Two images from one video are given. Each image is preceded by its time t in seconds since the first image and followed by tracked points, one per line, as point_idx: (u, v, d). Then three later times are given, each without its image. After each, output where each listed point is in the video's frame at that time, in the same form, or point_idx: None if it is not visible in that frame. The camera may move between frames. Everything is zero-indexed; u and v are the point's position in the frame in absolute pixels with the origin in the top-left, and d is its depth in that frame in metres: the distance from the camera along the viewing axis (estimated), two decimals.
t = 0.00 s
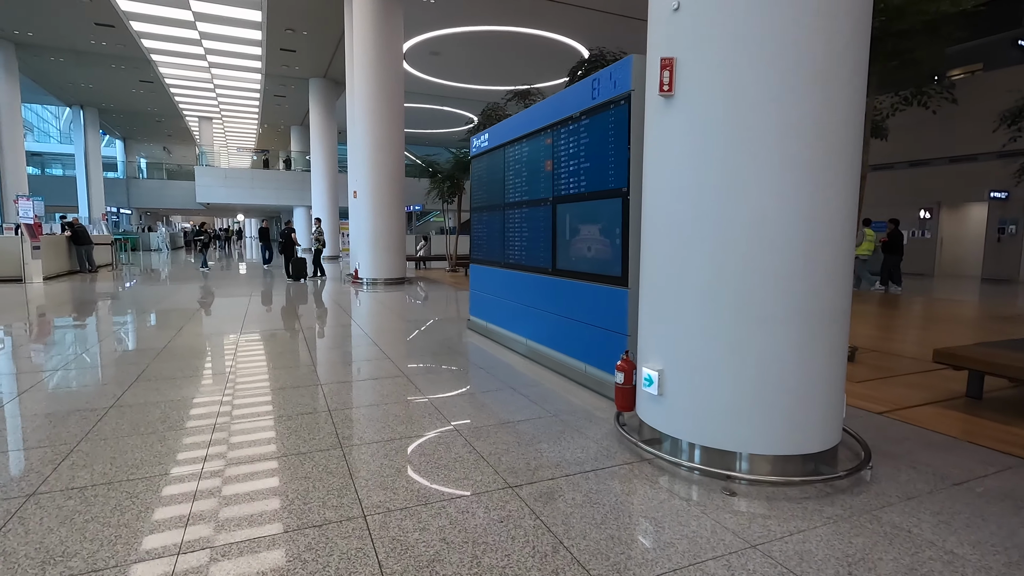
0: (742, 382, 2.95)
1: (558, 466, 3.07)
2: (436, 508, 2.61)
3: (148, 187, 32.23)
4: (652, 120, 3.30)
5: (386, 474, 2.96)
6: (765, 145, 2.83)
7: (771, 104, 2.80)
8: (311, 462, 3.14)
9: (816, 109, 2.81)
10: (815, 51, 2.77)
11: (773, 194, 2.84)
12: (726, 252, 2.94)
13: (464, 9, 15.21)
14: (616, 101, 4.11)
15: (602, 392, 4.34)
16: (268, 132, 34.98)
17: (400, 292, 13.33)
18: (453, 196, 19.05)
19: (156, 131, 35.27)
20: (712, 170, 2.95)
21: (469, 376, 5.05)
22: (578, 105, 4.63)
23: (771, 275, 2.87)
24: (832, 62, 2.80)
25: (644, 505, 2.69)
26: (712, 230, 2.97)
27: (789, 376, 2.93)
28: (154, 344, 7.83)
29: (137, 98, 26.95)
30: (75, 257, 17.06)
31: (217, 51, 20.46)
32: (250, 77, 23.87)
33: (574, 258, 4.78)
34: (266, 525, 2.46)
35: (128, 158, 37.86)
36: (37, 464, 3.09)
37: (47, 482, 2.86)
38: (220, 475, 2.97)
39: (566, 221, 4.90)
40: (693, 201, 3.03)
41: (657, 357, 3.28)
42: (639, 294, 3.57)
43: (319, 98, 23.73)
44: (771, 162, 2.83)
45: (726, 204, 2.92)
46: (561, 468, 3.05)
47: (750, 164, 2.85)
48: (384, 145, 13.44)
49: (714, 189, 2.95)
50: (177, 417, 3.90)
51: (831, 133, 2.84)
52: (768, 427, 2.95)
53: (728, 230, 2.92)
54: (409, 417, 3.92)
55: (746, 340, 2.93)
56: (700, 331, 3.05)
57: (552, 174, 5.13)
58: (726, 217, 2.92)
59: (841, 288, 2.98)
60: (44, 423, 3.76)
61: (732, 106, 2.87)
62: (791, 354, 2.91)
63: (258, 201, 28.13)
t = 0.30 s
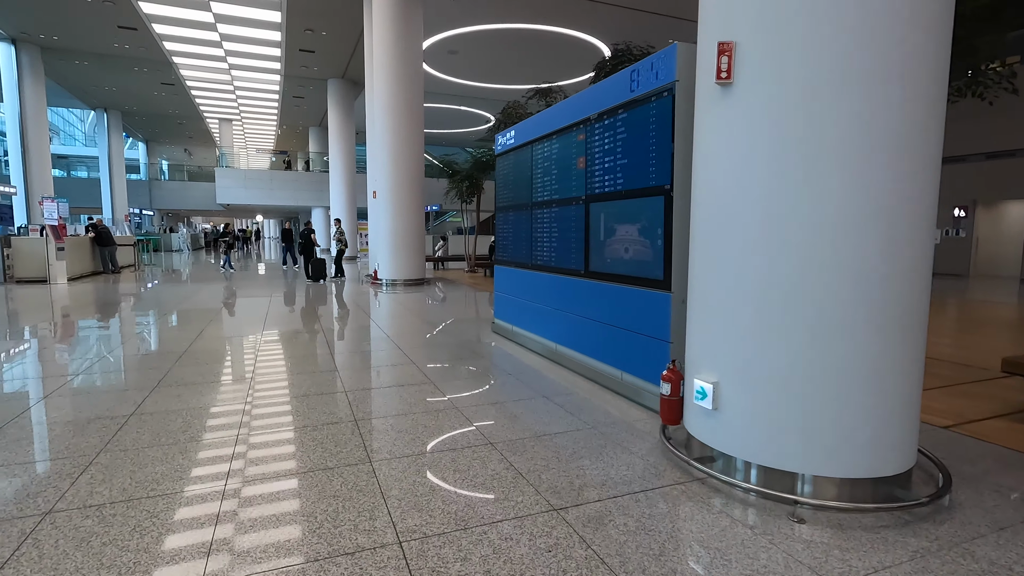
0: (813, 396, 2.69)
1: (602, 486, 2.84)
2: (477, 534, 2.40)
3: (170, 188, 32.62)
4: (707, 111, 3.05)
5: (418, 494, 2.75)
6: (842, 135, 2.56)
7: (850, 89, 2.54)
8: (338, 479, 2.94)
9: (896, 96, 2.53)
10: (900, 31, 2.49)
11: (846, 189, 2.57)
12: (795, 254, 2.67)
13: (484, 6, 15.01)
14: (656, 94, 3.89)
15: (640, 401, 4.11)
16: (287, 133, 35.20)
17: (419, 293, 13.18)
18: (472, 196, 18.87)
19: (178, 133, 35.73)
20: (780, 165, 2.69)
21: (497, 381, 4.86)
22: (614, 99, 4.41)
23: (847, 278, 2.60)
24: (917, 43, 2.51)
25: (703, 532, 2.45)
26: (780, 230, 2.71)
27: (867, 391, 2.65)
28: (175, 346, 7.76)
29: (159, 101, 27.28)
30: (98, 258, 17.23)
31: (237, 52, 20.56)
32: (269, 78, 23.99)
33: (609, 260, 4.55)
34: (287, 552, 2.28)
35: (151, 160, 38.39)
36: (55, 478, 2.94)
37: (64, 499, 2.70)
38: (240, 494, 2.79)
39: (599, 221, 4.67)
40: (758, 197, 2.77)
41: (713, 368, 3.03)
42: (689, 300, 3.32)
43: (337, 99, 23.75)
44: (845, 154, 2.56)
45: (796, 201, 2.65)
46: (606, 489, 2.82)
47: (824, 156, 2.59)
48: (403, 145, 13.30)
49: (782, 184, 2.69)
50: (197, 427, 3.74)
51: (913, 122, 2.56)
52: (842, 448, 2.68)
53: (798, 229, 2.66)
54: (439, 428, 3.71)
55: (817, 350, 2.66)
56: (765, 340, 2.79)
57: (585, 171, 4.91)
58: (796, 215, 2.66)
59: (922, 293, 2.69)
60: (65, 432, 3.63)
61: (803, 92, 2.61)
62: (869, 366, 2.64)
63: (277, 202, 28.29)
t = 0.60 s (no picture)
0: (887, 416, 2.42)
1: (645, 507, 2.63)
2: (516, 564, 2.19)
3: (189, 189, 32.94)
4: (763, 101, 2.81)
5: (449, 516, 2.55)
6: (922, 128, 2.30)
7: (933, 75, 2.27)
8: (362, 497, 2.75)
9: (985, 81, 2.26)
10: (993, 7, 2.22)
11: (925, 185, 2.31)
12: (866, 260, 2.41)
13: (503, 4, 14.84)
14: (698, 85, 3.65)
15: (678, 411, 3.88)
16: (304, 134, 35.38)
17: (437, 294, 13.02)
18: (489, 196, 18.69)
19: (197, 134, 36.07)
20: (850, 159, 2.43)
21: (522, 388, 4.66)
22: (650, 91, 4.17)
23: (927, 286, 2.33)
24: (1012, 20, 2.23)
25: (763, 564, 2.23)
26: (849, 232, 2.45)
27: (947, 411, 2.38)
28: (193, 346, 7.69)
29: (179, 102, 27.53)
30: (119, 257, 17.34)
31: (255, 53, 20.63)
32: (286, 79, 24.08)
33: (643, 262, 4.32)
34: (301, 560, 2.22)
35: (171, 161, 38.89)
36: (66, 493, 2.78)
37: (75, 516, 2.55)
38: (258, 511, 2.61)
39: (632, 221, 4.44)
40: (822, 194, 2.52)
41: (768, 382, 2.78)
42: (739, 307, 3.08)
43: (354, 99, 23.73)
44: (924, 146, 2.31)
45: (869, 200, 2.39)
46: (650, 511, 2.59)
47: (901, 151, 2.33)
48: (421, 144, 13.14)
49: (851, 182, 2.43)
50: (214, 436, 3.58)
51: (1005, 108, 2.28)
52: (917, 475, 2.42)
53: (869, 231, 2.41)
54: (466, 439, 3.49)
55: (892, 365, 2.40)
56: (831, 353, 2.53)
57: (616, 169, 4.68)
58: (868, 215, 2.40)
59: (1010, 302, 2.40)
60: (79, 441, 3.49)
61: (877, 79, 2.35)
62: (951, 384, 2.36)
63: (294, 203, 28.39)
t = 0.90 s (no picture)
0: (973, 445, 2.09)
1: (692, 539, 2.37)
2: None
3: (200, 188, 32.98)
4: (823, 86, 2.50)
5: (470, 550, 2.28)
6: (1021, 113, 1.97)
7: None
8: (374, 525, 2.49)
9: None
10: None
11: None
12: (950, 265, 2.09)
13: None
14: (737, 71, 3.36)
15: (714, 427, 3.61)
16: (314, 134, 35.32)
17: (447, 295, 12.76)
18: (500, 195, 18.41)
19: (208, 134, 36.13)
20: (929, 148, 2.12)
21: (543, 397, 4.40)
22: (681, 80, 3.88)
23: (1023, 297, 2.00)
24: None
25: None
26: (928, 233, 2.13)
27: None
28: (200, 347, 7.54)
29: (189, 102, 27.52)
30: (128, 257, 17.27)
31: (265, 51, 20.51)
32: (296, 77, 23.97)
33: (673, 264, 4.03)
34: (308, 565, 2.19)
35: (182, 161, 39.02)
36: (50, 518, 2.54)
37: (55, 548, 2.30)
38: (259, 540, 2.38)
39: (661, 220, 4.15)
40: (895, 190, 2.21)
41: (828, 400, 2.48)
42: (791, 316, 2.77)
43: (364, 98, 23.57)
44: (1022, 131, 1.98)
45: (953, 195, 2.08)
46: (699, 546, 2.32)
47: (996, 138, 2.00)
48: (432, 142, 12.89)
49: (932, 176, 2.12)
50: (216, 451, 3.34)
51: None
52: (1010, 514, 2.08)
53: (951, 232, 2.09)
54: (486, 457, 3.21)
55: (981, 387, 2.07)
56: (905, 371, 2.21)
57: (643, 164, 4.39)
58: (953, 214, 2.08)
59: None
60: (70, 456, 3.25)
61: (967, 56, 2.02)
62: None
63: (303, 202, 28.29)
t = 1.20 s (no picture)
0: None
1: None
2: None
3: (210, 188, 33.04)
4: (892, 72, 2.24)
5: None
6: None
7: None
8: (391, 555, 2.28)
9: None
10: None
11: None
12: None
13: None
14: (780, 60, 3.12)
15: (746, 438, 3.41)
16: (324, 133, 35.28)
17: (458, 296, 12.58)
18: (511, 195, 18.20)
19: (218, 134, 36.19)
20: None
21: (564, 405, 4.18)
22: (716, 71, 3.64)
23: None
24: None
25: None
26: None
27: None
28: (208, 348, 7.41)
29: (200, 102, 27.53)
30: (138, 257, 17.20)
31: (275, 50, 20.41)
32: (306, 77, 23.88)
33: (704, 267, 3.79)
34: (319, 568, 2.19)
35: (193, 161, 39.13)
36: (39, 545, 2.34)
37: None
38: (266, 564, 2.23)
39: (692, 221, 3.90)
40: (984, 186, 1.93)
41: (897, 423, 2.20)
42: (847, 328, 2.51)
43: (374, 97, 23.44)
44: None
45: None
46: None
47: None
48: (443, 141, 12.68)
49: None
50: (219, 467, 3.14)
51: None
52: None
53: None
54: (510, 477, 2.98)
55: None
56: (987, 392, 1.94)
57: (671, 161, 4.14)
58: None
59: None
60: (67, 472, 3.05)
61: None
62: None
63: (313, 202, 28.21)
